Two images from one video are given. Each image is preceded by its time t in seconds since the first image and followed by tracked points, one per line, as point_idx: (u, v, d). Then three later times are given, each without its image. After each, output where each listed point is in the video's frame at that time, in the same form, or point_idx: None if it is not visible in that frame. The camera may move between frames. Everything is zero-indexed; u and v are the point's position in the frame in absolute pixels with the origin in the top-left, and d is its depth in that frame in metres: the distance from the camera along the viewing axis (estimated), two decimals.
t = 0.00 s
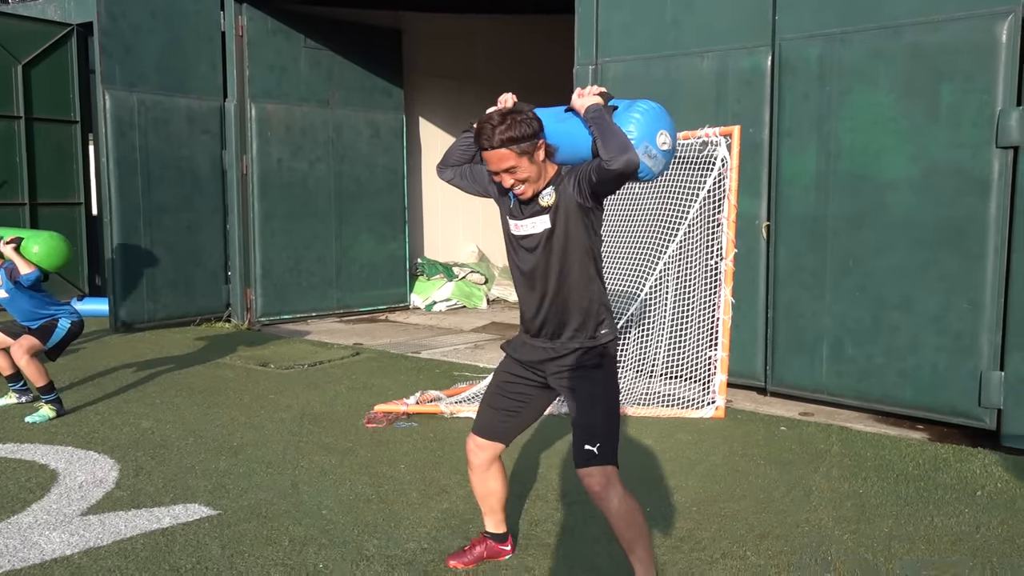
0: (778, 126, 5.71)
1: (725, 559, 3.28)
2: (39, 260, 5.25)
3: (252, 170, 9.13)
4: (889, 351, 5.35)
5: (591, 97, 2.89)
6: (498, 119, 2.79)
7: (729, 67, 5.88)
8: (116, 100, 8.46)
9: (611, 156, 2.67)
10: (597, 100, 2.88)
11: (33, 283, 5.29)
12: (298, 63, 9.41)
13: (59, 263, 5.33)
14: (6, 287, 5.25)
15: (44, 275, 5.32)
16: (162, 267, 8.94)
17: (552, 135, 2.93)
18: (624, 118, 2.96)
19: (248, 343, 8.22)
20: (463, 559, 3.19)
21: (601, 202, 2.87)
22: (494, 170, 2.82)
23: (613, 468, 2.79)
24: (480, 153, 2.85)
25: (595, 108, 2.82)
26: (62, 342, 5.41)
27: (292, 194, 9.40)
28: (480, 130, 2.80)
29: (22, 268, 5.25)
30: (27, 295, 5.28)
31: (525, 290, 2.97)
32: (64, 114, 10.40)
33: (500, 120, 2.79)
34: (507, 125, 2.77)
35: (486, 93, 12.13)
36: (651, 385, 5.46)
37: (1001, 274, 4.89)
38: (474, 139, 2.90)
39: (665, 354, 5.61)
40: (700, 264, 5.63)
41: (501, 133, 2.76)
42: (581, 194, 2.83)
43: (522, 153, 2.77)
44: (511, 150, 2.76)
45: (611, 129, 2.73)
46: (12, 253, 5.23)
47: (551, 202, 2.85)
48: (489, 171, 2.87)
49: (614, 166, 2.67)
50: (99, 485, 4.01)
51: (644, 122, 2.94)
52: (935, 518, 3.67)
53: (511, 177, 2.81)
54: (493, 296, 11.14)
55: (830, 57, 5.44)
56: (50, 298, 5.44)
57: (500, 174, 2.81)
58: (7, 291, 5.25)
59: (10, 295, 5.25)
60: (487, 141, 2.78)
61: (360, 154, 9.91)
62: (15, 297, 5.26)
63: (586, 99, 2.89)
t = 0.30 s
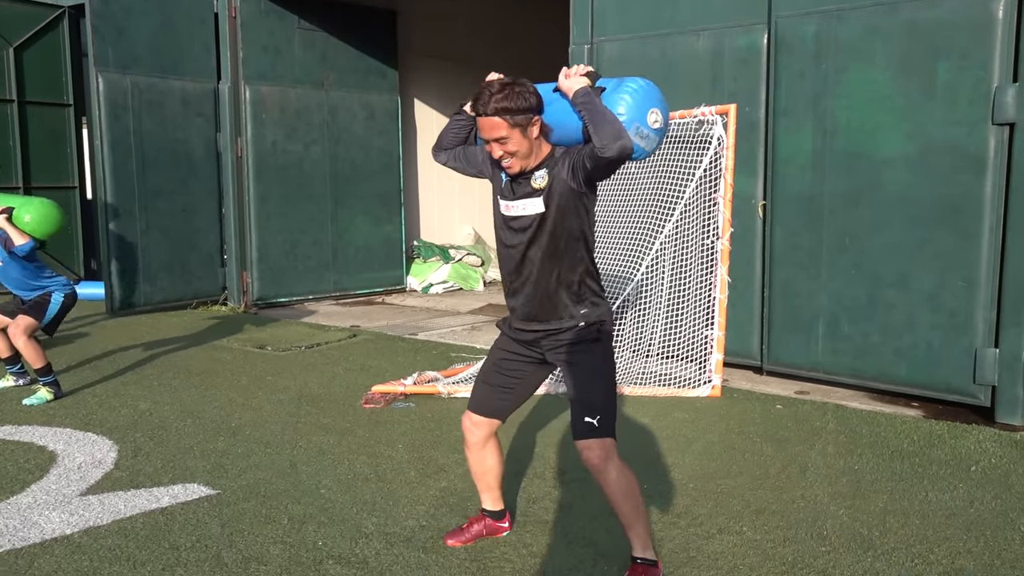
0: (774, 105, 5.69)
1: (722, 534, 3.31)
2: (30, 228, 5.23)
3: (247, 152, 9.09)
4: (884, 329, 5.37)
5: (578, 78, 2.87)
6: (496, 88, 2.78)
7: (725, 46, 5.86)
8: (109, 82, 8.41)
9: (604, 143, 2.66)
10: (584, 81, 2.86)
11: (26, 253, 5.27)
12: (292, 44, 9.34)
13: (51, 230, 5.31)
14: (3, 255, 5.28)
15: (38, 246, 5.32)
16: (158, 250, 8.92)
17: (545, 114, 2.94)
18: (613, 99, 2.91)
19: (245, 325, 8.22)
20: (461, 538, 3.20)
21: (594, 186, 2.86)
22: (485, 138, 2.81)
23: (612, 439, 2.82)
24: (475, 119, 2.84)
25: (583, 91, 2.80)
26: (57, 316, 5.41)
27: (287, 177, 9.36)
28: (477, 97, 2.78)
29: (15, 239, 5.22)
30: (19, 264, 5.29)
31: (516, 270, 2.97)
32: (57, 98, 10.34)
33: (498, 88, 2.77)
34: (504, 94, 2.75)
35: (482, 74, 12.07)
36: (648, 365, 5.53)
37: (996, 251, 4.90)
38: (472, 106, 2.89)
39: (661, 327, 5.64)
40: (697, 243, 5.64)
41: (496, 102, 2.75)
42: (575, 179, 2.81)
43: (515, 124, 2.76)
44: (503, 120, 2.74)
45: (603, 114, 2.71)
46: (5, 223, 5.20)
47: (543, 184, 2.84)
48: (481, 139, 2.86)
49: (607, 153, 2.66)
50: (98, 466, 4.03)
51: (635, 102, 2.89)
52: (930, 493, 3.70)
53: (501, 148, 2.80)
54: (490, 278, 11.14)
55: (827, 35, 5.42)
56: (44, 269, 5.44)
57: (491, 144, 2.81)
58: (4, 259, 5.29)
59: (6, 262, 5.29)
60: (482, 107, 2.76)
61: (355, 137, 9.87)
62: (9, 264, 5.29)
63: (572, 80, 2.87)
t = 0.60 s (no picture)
0: (769, 96, 5.69)
1: (719, 523, 3.31)
2: (22, 177, 5.21)
3: (241, 147, 9.06)
4: (879, 319, 5.38)
5: (574, 65, 2.86)
6: (499, 74, 2.78)
7: (720, 37, 5.85)
8: (102, 77, 8.38)
9: (610, 123, 2.65)
10: (581, 66, 2.85)
11: (18, 204, 5.25)
12: (285, 38, 9.31)
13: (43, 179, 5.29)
14: None
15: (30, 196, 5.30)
16: (152, 246, 8.90)
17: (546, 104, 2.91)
18: (613, 80, 2.91)
19: (240, 321, 8.21)
20: (457, 526, 3.21)
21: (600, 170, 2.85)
22: (487, 126, 2.79)
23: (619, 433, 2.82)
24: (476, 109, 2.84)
25: (581, 76, 2.79)
26: (48, 292, 5.36)
27: (282, 172, 9.34)
28: (480, 83, 2.79)
29: (8, 188, 5.20)
30: (10, 218, 5.26)
31: (524, 261, 2.96)
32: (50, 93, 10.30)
33: (502, 75, 2.78)
34: (507, 81, 2.75)
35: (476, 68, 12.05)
36: (643, 358, 5.53)
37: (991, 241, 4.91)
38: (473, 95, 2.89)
39: (658, 318, 5.65)
40: (692, 235, 5.63)
41: (499, 88, 2.75)
42: (581, 162, 2.80)
43: (518, 111, 2.75)
44: (507, 106, 2.73)
45: (604, 95, 2.70)
46: None
47: (547, 172, 2.82)
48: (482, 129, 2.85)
49: (614, 132, 2.65)
50: (93, 460, 4.02)
51: (634, 80, 2.90)
52: (926, 482, 3.71)
53: (503, 136, 2.78)
54: (485, 272, 11.13)
55: (821, 26, 5.42)
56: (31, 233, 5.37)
57: (493, 131, 2.79)
58: None
59: None
60: (485, 94, 2.76)
61: (350, 131, 9.85)
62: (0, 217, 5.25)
63: (569, 68, 2.86)
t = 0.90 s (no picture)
0: (764, 84, 5.67)
1: (718, 510, 3.30)
2: (14, 156, 5.10)
3: (235, 139, 9.02)
4: (876, 307, 5.37)
5: (583, 60, 2.82)
6: (501, 58, 2.80)
7: (715, 25, 5.83)
8: (94, 69, 8.32)
9: (607, 125, 2.62)
10: (590, 62, 2.81)
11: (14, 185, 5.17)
12: (278, 29, 9.25)
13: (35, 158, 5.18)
14: None
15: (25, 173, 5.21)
16: (147, 239, 8.86)
17: (546, 95, 2.89)
18: (617, 82, 2.91)
19: (235, 313, 8.17)
20: (455, 514, 3.21)
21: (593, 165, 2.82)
22: (482, 107, 2.80)
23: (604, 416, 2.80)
24: (476, 90, 2.84)
25: (588, 73, 2.75)
26: (45, 278, 5.36)
27: (276, 164, 9.30)
28: (482, 63, 2.81)
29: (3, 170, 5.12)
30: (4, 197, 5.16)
31: (512, 249, 2.95)
32: (42, 86, 10.23)
33: (504, 59, 2.80)
34: (508, 65, 2.77)
35: (470, 59, 12.01)
36: (641, 348, 5.52)
37: (987, 228, 4.90)
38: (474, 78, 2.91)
39: (655, 303, 5.65)
40: (688, 223, 5.63)
41: (499, 71, 2.77)
42: (573, 157, 2.78)
43: (516, 94, 2.75)
44: (504, 88, 2.74)
45: (607, 96, 2.67)
46: None
47: (540, 161, 2.81)
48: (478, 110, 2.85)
49: (610, 134, 2.62)
50: (89, 451, 3.99)
51: (637, 88, 2.89)
52: (925, 468, 3.71)
53: (497, 118, 2.77)
54: (481, 264, 11.11)
55: (817, 13, 5.39)
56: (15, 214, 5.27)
57: (487, 112, 2.78)
58: None
59: None
60: (485, 74, 2.78)
61: (344, 123, 9.80)
62: None
63: (577, 62, 2.83)
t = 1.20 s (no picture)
0: (770, 111, 5.70)
1: (724, 538, 3.27)
2: (19, 175, 5.20)
3: (241, 161, 9.06)
4: (882, 335, 5.35)
5: (589, 83, 2.88)
6: (512, 84, 2.80)
7: (721, 52, 5.87)
8: (103, 90, 8.38)
9: (620, 139, 2.65)
10: (596, 85, 2.87)
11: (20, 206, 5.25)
12: (287, 52, 9.34)
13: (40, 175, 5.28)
14: None
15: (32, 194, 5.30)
16: (152, 259, 8.87)
17: (558, 122, 2.91)
18: (625, 100, 2.94)
19: (238, 334, 8.16)
20: (457, 537, 3.19)
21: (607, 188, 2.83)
22: (493, 133, 2.79)
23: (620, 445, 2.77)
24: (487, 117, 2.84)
25: (595, 92, 2.81)
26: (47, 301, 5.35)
27: (282, 186, 9.33)
28: (493, 89, 2.81)
29: (12, 190, 5.18)
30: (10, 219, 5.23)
31: (527, 279, 2.93)
32: (51, 107, 10.31)
33: (515, 86, 2.80)
34: (520, 92, 2.77)
35: (476, 84, 12.09)
36: (644, 374, 5.44)
37: (994, 255, 4.89)
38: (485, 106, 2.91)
39: (658, 339, 5.59)
40: (694, 249, 5.62)
41: (510, 97, 2.77)
42: (588, 179, 2.79)
43: (528, 120, 2.75)
44: (516, 114, 2.74)
45: (617, 113, 2.72)
46: None
47: (553, 187, 2.81)
48: (489, 138, 2.85)
49: (623, 148, 2.65)
50: (90, 472, 3.97)
51: (646, 103, 2.92)
52: (932, 498, 3.67)
53: (507, 144, 2.77)
54: (485, 288, 11.11)
55: (822, 41, 5.43)
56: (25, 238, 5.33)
57: (498, 138, 2.78)
58: None
59: None
60: (496, 100, 2.78)
61: (350, 146, 9.86)
62: None
63: (584, 85, 2.87)
